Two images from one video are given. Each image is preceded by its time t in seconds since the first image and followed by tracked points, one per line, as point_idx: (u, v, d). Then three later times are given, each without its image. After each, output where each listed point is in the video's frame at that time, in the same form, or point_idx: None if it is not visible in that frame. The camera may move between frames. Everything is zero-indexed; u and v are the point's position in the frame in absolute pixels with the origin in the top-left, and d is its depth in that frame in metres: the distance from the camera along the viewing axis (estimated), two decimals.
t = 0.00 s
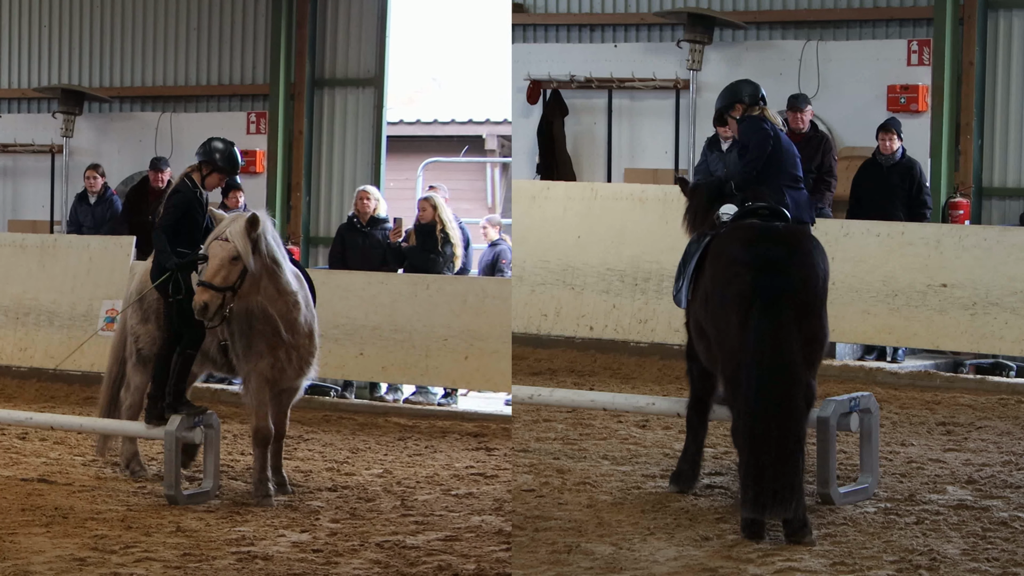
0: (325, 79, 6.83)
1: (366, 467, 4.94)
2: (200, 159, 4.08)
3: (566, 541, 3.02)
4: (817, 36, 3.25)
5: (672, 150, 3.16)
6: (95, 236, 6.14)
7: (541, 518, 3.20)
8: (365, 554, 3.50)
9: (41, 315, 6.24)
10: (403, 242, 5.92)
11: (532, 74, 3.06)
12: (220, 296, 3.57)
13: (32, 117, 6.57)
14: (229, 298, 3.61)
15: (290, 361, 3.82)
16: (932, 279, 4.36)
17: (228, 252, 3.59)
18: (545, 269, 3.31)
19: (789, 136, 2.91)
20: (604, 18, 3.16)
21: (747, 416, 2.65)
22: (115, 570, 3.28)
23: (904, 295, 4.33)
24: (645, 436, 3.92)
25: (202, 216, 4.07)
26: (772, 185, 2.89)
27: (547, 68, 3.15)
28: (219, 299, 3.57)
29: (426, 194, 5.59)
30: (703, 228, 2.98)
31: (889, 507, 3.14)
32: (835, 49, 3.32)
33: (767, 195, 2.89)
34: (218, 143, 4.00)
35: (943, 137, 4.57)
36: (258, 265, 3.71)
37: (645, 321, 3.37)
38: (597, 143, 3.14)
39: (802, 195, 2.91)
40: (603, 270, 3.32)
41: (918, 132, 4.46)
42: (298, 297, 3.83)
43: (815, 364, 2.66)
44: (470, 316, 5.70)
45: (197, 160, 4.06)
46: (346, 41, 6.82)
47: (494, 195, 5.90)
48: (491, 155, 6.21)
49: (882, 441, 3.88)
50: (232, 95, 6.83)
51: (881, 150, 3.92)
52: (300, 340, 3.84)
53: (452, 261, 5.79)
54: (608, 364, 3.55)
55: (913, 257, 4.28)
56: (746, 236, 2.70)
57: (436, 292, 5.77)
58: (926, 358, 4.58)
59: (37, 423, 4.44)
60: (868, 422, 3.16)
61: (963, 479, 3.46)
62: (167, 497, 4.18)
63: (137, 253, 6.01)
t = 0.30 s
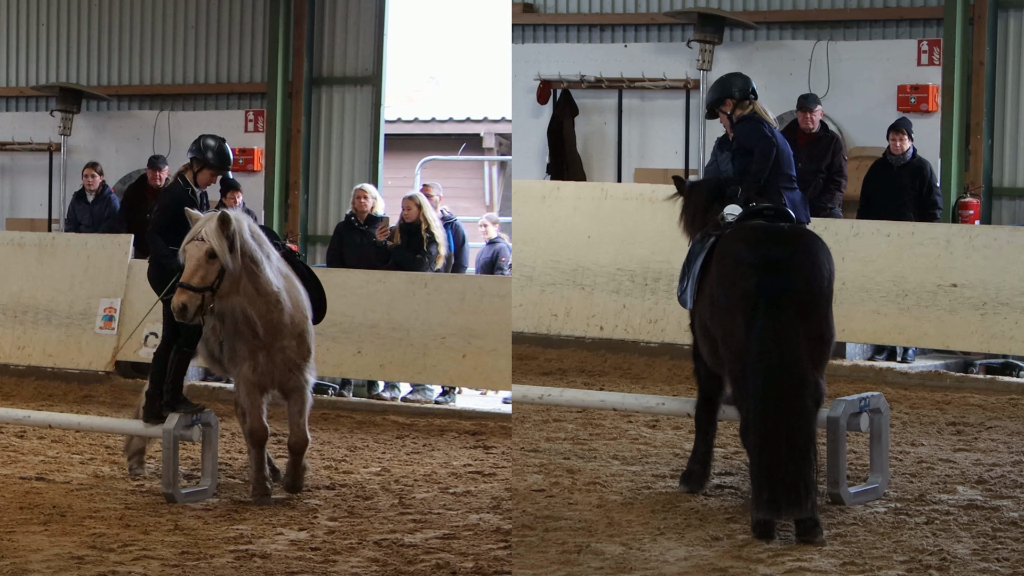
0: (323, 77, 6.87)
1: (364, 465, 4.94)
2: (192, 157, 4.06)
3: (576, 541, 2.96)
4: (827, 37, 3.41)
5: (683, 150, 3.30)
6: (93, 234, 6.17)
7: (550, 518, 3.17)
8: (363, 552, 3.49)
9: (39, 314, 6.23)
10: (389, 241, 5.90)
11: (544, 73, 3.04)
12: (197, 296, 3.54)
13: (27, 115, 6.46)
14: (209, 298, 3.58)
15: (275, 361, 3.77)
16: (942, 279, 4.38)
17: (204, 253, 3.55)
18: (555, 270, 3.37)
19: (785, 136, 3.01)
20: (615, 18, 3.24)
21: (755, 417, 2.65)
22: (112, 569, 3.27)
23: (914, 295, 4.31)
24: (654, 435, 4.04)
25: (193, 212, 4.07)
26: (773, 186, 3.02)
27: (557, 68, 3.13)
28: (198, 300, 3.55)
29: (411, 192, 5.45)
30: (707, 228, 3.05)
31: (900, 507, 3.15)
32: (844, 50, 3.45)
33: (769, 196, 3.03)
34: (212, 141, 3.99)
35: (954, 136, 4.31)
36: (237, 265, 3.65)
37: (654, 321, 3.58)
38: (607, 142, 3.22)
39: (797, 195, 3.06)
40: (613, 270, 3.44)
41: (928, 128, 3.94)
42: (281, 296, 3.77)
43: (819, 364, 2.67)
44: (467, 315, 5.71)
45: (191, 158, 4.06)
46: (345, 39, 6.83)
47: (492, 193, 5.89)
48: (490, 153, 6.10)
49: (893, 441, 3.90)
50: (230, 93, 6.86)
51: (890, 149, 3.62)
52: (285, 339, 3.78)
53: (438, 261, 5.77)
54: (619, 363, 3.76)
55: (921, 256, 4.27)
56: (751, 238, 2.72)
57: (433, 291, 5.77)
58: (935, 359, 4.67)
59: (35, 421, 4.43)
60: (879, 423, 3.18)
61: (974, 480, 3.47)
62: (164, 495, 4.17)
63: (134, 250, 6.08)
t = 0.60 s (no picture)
0: (321, 76, 7.00)
1: (363, 463, 4.94)
2: (186, 156, 4.06)
3: (585, 541, 2.94)
4: (836, 36, 3.57)
5: (692, 149, 3.27)
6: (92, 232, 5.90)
7: (561, 520, 3.15)
8: (361, 551, 3.50)
9: (37, 312, 6.20)
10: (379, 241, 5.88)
11: (553, 74, 2.97)
12: (175, 293, 3.53)
13: (16, 115, 5.83)
14: (188, 294, 3.57)
15: (257, 357, 3.69)
16: (950, 278, 4.32)
17: (180, 248, 3.55)
18: (566, 269, 3.39)
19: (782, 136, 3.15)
20: (624, 18, 3.16)
21: (763, 417, 2.65)
22: (111, 568, 3.26)
23: (925, 295, 4.21)
24: (665, 435, 4.02)
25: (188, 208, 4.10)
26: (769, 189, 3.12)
27: (567, 68, 3.08)
28: (176, 296, 3.53)
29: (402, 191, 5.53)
30: (712, 227, 3.11)
31: (910, 507, 3.18)
32: (853, 49, 3.69)
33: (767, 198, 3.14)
34: (206, 138, 4.01)
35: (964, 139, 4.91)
36: (218, 263, 3.63)
37: (665, 321, 3.60)
38: (617, 143, 3.12)
39: (792, 195, 3.22)
40: (623, 271, 3.47)
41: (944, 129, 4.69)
42: (263, 290, 3.68)
43: (827, 364, 2.65)
44: (465, 314, 5.72)
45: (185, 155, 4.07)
46: (344, 37, 6.93)
47: (489, 192, 5.82)
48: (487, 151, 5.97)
49: (904, 441, 3.91)
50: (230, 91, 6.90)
51: (902, 150, 4.09)
52: (268, 333, 3.68)
53: (429, 259, 5.74)
54: (629, 364, 3.75)
55: (932, 256, 4.17)
56: (761, 238, 2.71)
57: (431, 289, 5.78)
58: (945, 358, 4.60)
59: (34, 420, 4.42)
60: (889, 422, 3.23)
61: (984, 480, 3.48)
62: (162, 494, 4.16)
63: (133, 249, 6.11)
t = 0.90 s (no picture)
0: (319, 74, 6.75)
1: (360, 462, 4.94)
2: (187, 155, 4.05)
3: (595, 541, 2.99)
4: (847, 36, 3.54)
5: (702, 148, 3.37)
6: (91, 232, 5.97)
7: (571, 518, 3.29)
8: (359, 549, 3.50)
9: (34, 311, 6.23)
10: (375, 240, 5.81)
11: (563, 74, 3.11)
12: (146, 294, 3.60)
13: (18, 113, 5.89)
14: (159, 294, 3.64)
15: (241, 359, 3.69)
16: (962, 278, 4.38)
17: (150, 249, 3.62)
18: (577, 270, 3.46)
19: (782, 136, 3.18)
20: (634, 18, 3.25)
21: (776, 417, 2.66)
22: (110, 566, 3.26)
23: (934, 296, 4.43)
24: (675, 435, 4.03)
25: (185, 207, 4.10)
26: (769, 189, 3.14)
27: (578, 68, 3.16)
28: (147, 298, 3.60)
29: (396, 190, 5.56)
30: (721, 228, 3.15)
31: (920, 508, 3.19)
32: (866, 48, 3.58)
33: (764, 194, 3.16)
34: (206, 138, 4.00)
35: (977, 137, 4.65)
36: (193, 264, 3.66)
37: (675, 321, 3.71)
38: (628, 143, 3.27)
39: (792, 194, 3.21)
40: (634, 271, 3.58)
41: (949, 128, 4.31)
42: (241, 290, 3.68)
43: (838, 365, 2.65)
44: (462, 311, 5.71)
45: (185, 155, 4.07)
46: (340, 33, 6.67)
47: (486, 191, 5.92)
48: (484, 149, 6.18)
49: (914, 441, 3.93)
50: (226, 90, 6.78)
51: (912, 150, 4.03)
52: (248, 334, 3.67)
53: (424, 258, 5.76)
54: (638, 363, 3.90)
55: (944, 258, 4.37)
56: (774, 239, 2.71)
57: (428, 288, 5.77)
58: (954, 359, 4.73)
59: (32, 418, 4.41)
60: (899, 422, 3.21)
61: (994, 480, 3.50)
62: (160, 493, 4.16)
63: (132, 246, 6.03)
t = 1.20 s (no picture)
0: (317, 73, 6.72)
1: (357, 461, 4.93)
2: (189, 158, 4.06)
3: (605, 541, 3.19)
4: (857, 36, 3.54)
5: (712, 149, 3.46)
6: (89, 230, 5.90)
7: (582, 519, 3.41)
8: (357, 548, 3.49)
9: (33, 310, 6.32)
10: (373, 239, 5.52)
11: (576, 75, 3.33)
12: (119, 293, 3.62)
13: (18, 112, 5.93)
14: (133, 295, 3.66)
15: (223, 358, 3.68)
16: (972, 278, 3.94)
17: (122, 250, 3.65)
18: (587, 269, 3.61)
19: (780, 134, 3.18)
20: (643, 18, 3.40)
21: (786, 418, 2.71)
22: (109, 565, 3.25)
23: (944, 296, 3.94)
24: (685, 436, 4.06)
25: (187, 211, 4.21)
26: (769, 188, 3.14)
27: (587, 68, 3.39)
28: (120, 297, 3.62)
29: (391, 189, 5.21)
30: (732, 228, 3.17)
31: (930, 508, 3.25)
32: (877, 49, 3.59)
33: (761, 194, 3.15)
34: (205, 139, 3.99)
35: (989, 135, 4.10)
36: (167, 263, 3.69)
37: (685, 322, 3.71)
38: (638, 143, 3.40)
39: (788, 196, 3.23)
40: (644, 271, 3.63)
41: (959, 129, 4.05)
42: (218, 290, 3.67)
43: (842, 365, 2.67)
44: (461, 311, 5.79)
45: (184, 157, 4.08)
46: (338, 32, 6.74)
47: (485, 189, 5.88)
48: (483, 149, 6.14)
49: (924, 441, 3.97)
50: (225, 89, 6.25)
51: (921, 151, 3.80)
52: (228, 334, 3.67)
53: (423, 257, 5.66)
54: (649, 364, 3.92)
55: (953, 257, 3.92)
56: (782, 239, 2.73)
57: (427, 287, 5.79)
58: (965, 358, 4.42)
59: (30, 417, 4.41)
60: (908, 422, 3.25)
61: (1004, 480, 3.56)
62: (159, 491, 4.16)
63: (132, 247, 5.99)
